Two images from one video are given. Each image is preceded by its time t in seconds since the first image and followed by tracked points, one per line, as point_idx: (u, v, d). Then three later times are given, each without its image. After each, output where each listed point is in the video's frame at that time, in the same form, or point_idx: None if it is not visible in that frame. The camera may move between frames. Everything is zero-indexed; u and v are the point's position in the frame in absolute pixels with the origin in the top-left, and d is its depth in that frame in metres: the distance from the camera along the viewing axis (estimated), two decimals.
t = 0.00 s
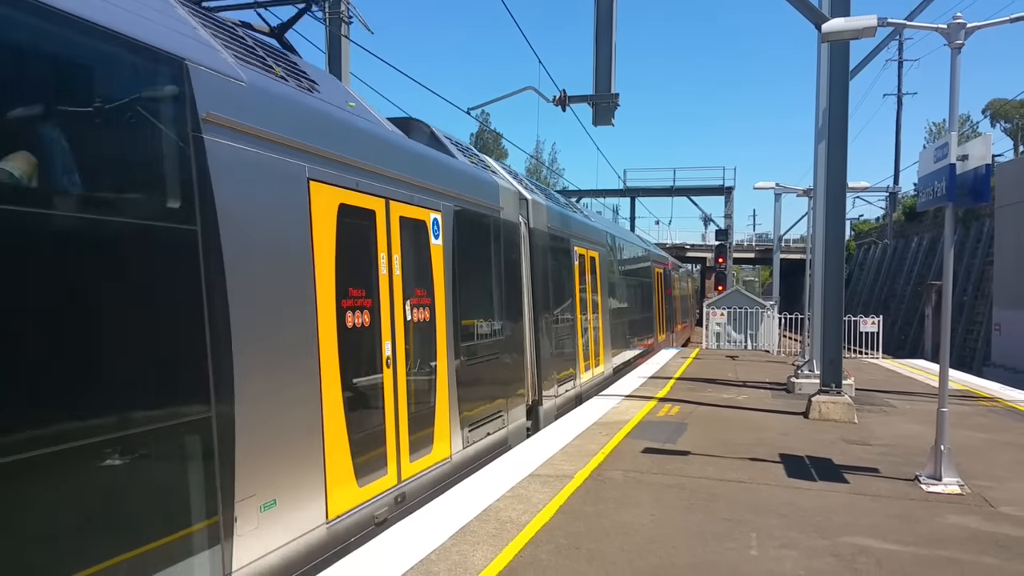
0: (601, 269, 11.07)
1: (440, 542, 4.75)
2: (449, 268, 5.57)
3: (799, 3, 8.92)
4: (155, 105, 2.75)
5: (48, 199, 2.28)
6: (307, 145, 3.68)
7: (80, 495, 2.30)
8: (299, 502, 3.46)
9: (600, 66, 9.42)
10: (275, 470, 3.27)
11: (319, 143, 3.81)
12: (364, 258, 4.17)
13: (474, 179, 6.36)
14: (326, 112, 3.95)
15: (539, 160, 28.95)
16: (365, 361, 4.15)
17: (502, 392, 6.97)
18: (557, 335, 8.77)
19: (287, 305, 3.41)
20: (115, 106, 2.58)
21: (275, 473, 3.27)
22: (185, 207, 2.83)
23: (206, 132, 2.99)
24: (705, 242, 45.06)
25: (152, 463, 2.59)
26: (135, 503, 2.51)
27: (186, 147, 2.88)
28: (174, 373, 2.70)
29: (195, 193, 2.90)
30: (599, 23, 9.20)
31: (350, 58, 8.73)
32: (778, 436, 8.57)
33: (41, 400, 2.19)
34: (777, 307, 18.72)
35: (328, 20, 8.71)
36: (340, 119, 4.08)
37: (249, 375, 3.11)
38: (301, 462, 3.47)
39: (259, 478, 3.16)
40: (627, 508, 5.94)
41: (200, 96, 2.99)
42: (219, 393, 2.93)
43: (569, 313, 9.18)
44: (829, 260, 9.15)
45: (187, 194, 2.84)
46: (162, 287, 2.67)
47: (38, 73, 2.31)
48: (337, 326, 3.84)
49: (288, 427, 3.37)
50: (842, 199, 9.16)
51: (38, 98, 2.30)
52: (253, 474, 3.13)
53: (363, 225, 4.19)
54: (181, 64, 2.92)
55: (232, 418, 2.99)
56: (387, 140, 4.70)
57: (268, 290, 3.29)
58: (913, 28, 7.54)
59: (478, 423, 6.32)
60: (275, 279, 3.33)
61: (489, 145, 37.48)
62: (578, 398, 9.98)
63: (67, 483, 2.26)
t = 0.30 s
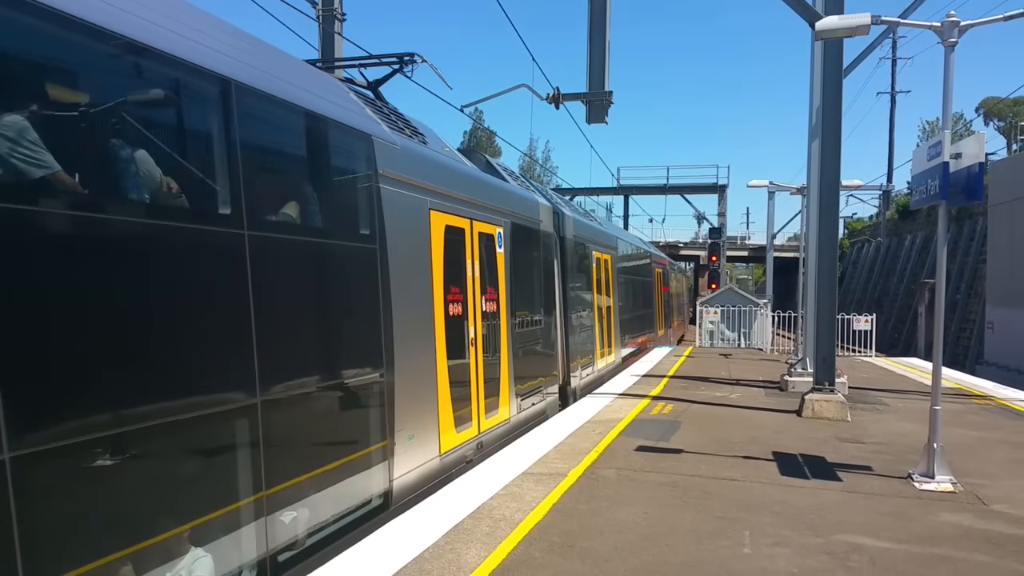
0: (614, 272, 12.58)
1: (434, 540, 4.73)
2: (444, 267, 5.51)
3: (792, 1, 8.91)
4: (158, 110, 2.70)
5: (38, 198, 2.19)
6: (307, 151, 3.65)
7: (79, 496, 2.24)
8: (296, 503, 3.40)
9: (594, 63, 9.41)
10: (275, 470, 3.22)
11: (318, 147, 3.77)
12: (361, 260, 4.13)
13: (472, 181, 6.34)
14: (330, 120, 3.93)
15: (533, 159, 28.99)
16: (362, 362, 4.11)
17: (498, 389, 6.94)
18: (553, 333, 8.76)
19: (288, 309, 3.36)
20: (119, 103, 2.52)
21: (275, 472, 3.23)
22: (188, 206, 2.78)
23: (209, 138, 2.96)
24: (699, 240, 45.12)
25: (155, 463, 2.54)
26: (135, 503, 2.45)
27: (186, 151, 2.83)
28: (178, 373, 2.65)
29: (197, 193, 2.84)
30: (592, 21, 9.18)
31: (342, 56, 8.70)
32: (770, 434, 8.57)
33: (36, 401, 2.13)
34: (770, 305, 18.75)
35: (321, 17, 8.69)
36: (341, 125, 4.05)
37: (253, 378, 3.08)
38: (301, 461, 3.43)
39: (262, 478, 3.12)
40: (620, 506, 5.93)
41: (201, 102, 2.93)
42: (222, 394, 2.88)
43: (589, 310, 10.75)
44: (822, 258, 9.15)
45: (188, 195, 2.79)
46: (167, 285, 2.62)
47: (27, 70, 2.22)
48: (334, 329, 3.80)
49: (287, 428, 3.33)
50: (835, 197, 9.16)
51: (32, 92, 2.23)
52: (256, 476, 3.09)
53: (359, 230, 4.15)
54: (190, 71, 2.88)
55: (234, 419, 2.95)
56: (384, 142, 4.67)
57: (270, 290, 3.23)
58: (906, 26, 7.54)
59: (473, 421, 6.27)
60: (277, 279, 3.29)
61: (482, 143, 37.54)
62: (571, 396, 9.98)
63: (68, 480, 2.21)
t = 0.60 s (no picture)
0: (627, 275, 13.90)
1: (431, 539, 4.73)
2: (440, 267, 5.49)
3: None
4: (152, 111, 2.70)
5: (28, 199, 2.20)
6: (301, 154, 3.65)
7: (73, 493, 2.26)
8: (291, 503, 3.40)
9: (590, 62, 9.41)
10: (269, 466, 3.24)
11: (313, 148, 3.76)
12: (355, 261, 4.12)
13: (467, 181, 6.32)
14: (327, 123, 3.93)
15: (530, 158, 29.05)
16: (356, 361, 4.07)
17: (494, 387, 6.95)
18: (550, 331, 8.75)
19: (282, 310, 3.37)
20: (110, 105, 2.52)
21: (269, 470, 3.24)
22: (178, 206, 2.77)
23: (203, 139, 2.96)
24: (695, 238, 45.15)
25: (148, 461, 2.55)
26: (128, 502, 2.46)
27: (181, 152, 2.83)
28: (167, 372, 2.65)
29: (190, 194, 2.85)
30: (588, 20, 9.18)
31: (339, 56, 8.69)
32: (767, 431, 8.58)
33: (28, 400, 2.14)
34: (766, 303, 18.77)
35: (317, 17, 8.68)
36: (337, 128, 4.05)
37: (245, 379, 3.08)
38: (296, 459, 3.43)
39: (256, 476, 3.14)
40: (618, 504, 5.93)
41: (194, 103, 2.92)
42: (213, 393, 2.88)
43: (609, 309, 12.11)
44: (818, 256, 9.16)
45: (180, 195, 2.79)
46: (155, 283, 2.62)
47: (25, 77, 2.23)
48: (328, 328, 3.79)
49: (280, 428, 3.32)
50: (831, 195, 9.17)
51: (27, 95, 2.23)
52: (249, 475, 3.10)
53: (352, 232, 4.14)
54: (183, 73, 2.88)
55: (226, 418, 2.96)
56: (384, 144, 4.70)
57: (262, 290, 3.24)
58: (900, 24, 7.55)
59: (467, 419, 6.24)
60: (270, 280, 3.30)
61: (479, 142, 37.61)
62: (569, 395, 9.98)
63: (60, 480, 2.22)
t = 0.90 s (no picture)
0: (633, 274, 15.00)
1: (430, 537, 4.72)
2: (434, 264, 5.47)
3: None
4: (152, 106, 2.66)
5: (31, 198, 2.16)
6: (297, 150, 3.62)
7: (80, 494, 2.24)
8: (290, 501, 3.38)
9: (588, 60, 9.40)
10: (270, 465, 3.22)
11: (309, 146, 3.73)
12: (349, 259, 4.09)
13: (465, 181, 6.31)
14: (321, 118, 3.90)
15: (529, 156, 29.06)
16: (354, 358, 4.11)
17: (491, 386, 6.91)
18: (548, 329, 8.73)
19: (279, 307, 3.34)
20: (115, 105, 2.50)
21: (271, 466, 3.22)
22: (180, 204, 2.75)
23: (203, 134, 2.93)
24: (693, 236, 45.14)
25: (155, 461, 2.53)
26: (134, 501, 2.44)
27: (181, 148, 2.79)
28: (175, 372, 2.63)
29: (191, 191, 2.82)
30: (587, 18, 9.17)
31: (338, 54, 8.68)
32: (766, 429, 8.58)
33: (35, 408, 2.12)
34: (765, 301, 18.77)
35: (316, 16, 8.67)
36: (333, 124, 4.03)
37: (248, 377, 3.06)
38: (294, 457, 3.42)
39: (258, 473, 3.13)
40: (617, 502, 5.93)
41: (190, 98, 2.89)
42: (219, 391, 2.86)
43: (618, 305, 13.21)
44: (817, 253, 9.16)
45: (182, 192, 2.77)
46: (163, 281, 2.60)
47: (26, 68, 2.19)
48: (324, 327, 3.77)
49: (280, 425, 3.32)
50: (830, 193, 9.16)
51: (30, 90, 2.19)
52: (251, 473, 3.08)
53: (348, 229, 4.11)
54: (179, 67, 2.85)
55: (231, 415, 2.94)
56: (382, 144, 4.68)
57: (262, 289, 3.22)
58: (899, 22, 7.55)
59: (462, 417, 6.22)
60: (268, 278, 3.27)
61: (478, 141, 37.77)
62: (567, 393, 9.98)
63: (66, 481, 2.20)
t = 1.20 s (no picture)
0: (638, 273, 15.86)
1: (428, 536, 4.73)
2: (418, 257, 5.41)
3: None
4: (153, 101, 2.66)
5: (25, 200, 2.16)
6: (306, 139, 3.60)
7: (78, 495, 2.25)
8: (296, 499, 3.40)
9: (588, 59, 9.42)
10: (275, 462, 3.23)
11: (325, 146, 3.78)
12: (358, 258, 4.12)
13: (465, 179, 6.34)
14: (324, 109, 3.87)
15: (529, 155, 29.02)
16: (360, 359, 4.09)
17: (489, 385, 6.92)
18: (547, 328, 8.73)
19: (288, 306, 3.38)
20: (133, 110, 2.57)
21: (278, 460, 3.25)
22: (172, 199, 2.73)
23: (216, 131, 2.97)
24: (692, 236, 45.12)
25: (146, 459, 2.54)
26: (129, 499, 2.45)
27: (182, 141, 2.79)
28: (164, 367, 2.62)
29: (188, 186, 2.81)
30: (587, 17, 9.18)
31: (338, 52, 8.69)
32: (764, 429, 8.59)
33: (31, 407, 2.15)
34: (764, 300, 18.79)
35: (317, 14, 8.68)
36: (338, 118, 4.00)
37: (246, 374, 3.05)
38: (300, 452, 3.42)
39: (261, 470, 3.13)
40: (616, 501, 5.94)
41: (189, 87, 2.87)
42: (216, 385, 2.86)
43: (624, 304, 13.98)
44: (816, 253, 9.18)
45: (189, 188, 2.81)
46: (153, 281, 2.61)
47: (28, 69, 2.20)
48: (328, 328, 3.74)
49: (283, 424, 3.31)
50: (829, 193, 9.18)
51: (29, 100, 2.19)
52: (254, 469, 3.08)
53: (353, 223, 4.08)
54: (178, 60, 2.85)
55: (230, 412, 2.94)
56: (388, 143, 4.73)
57: (262, 281, 3.20)
58: (898, 22, 7.56)
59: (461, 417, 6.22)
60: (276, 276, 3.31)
61: (478, 140, 37.79)
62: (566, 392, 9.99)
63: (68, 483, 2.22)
